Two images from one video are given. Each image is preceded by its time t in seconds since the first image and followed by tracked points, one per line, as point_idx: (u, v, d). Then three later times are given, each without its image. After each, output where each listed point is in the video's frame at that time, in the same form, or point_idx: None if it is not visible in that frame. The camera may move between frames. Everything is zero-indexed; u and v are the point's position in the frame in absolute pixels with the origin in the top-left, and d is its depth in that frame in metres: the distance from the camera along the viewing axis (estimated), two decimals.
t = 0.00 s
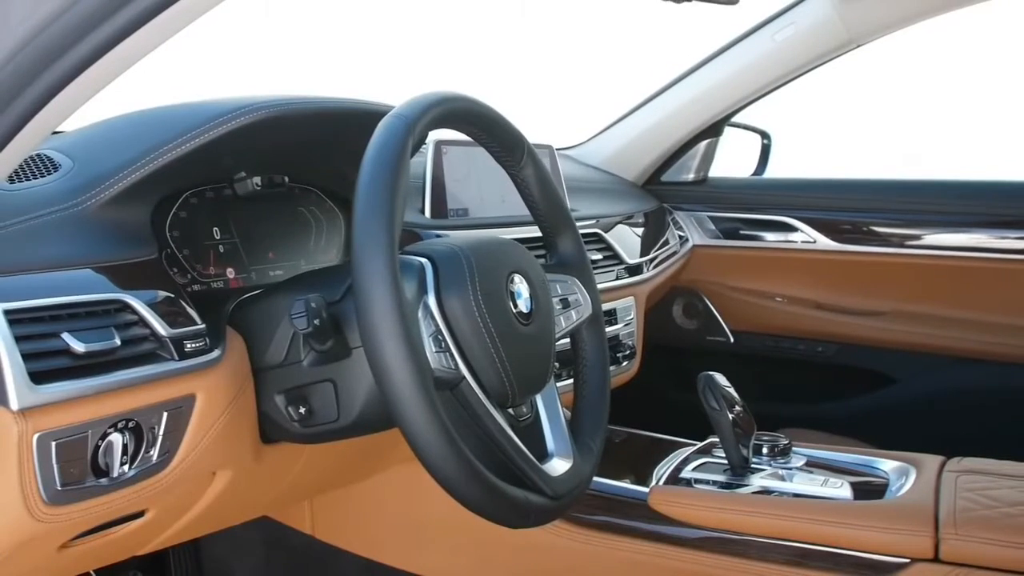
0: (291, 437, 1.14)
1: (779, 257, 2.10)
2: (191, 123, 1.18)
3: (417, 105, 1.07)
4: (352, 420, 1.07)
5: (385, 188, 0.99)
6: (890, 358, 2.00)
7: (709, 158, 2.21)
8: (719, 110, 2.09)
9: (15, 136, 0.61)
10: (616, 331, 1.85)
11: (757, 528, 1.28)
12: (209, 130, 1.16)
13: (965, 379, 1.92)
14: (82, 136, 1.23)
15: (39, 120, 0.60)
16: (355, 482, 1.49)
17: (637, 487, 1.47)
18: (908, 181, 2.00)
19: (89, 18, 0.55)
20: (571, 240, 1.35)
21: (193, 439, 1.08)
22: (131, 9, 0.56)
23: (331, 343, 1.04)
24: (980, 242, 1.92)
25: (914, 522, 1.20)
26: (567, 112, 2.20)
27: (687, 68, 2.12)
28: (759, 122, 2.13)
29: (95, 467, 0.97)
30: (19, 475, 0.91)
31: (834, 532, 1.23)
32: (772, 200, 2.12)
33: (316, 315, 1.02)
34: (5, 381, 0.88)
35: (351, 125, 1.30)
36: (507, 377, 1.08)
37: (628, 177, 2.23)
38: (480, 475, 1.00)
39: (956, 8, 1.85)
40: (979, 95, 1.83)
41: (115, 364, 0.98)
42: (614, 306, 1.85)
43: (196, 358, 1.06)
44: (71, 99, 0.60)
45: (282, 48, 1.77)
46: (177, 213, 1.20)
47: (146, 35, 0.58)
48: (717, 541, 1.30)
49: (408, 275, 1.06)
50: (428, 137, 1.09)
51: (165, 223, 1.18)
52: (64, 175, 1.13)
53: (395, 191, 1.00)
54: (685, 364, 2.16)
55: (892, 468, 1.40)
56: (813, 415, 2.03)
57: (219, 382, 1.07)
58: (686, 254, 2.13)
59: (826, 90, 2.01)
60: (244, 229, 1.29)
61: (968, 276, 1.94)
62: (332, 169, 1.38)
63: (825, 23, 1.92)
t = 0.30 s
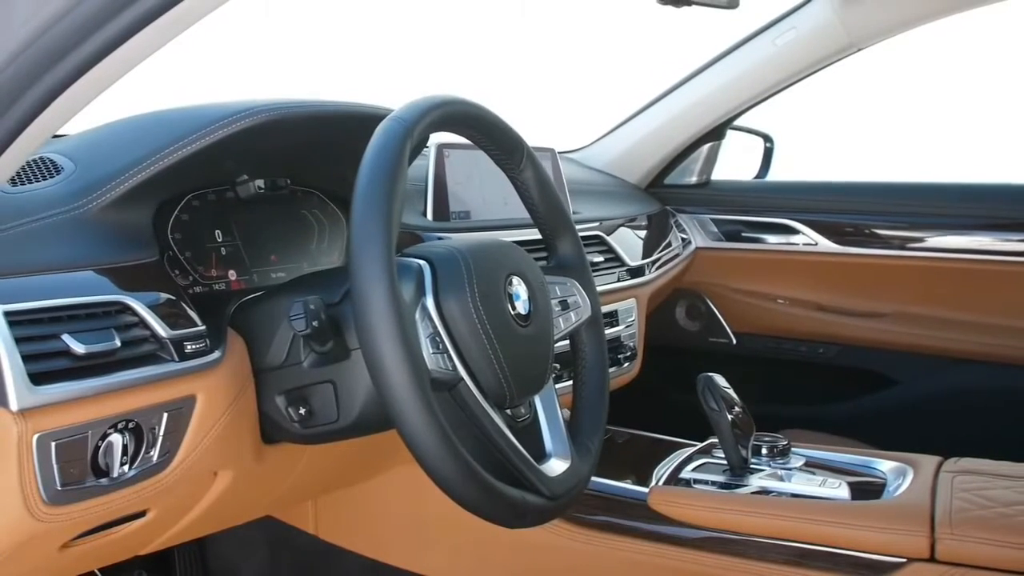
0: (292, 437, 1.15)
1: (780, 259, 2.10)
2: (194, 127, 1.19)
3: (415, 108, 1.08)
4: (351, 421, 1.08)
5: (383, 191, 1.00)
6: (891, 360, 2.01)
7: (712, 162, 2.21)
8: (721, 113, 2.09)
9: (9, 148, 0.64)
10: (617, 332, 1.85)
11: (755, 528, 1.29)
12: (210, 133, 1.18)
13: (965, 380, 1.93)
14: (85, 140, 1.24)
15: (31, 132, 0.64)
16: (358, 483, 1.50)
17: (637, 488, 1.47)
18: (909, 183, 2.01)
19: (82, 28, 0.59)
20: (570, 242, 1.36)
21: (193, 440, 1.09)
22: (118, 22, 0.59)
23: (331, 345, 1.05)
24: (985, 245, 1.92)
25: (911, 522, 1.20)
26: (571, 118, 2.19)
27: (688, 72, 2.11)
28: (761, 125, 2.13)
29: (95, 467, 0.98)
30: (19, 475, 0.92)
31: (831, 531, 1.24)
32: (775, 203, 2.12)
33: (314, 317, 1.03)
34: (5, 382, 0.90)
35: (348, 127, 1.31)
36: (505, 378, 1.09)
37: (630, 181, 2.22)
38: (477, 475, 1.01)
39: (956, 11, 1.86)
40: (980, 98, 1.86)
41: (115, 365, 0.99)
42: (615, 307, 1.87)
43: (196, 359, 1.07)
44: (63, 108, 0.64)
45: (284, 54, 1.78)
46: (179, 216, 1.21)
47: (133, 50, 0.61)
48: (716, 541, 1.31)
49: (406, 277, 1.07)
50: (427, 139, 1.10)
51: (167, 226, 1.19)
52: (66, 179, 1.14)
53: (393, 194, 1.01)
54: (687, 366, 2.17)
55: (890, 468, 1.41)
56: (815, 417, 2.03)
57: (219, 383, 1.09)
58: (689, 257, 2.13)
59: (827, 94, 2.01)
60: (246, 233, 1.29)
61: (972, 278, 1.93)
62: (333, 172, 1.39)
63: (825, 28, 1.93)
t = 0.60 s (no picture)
0: (292, 438, 1.16)
1: (782, 261, 2.11)
2: (197, 129, 1.20)
3: (415, 111, 1.09)
4: (350, 422, 1.09)
5: (381, 193, 1.01)
6: (892, 362, 2.01)
7: (715, 164, 2.21)
8: (724, 117, 2.11)
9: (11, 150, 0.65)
10: (618, 334, 1.86)
11: (753, 528, 1.29)
12: (211, 136, 1.19)
13: (965, 381, 1.93)
14: (90, 143, 1.25)
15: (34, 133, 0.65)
16: (360, 483, 1.51)
17: (637, 488, 1.48)
18: (910, 186, 2.02)
19: (84, 29, 0.60)
20: (570, 245, 1.37)
21: (193, 441, 1.10)
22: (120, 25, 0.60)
23: (331, 346, 1.06)
24: (987, 248, 1.92)
25: (907, 522, 1.20)
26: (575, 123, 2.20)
27: (691, 76, 2.12)
28: (764, 129, 2.14)
29: (95, 468, 0.99)
30: (19, 475, 0.93)
31: (829, 531, 1.24)
32: (777, 206, 2.12)
33: (313, 318, 1.03)
34: (5, 383, 0.91)
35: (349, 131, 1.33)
36: (502, 379, 1.10)
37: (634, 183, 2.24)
38: (473, 475, 1.02)
39: (957, 15, 1.86)
40: (978, 103, 1.86)
41: (115, 366, 1.00)
42: (617, 309, 1.87)
43: (196, 360, 1.08)
44: (64, 111, 0.65)
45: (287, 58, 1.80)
46: (181, 218, 1.22)
47: (134, 51, 0.62)
48: (714, 540, 1.31)
49: (405, 279, 1.07)
50: (427, 142, 1.12)
51: (168, 228, 1.20)
52: (67, 182, 1.16)
53: (391, 197, 1.02)
54: (689, 367, 2.18)
55: (887, 468, 1.41)
56: (816, 418, 2.04)
57: (219, 385, 1.10)
58: (691, 259, 2.14)
59: (828, 97, 2.02)
60: (248, 235, 1.29)
61: (974, 280, 1.94)
62: (335, 175, 1.41)
63: (826, 33, 1.94)
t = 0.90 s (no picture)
0: (293, 439, 1.17)
1: (782, 263, 2.12)
2: (199, 133, 1.21)
3: (413, 115, 1.10)
4: (350, 423, 1.10)
5: (379, 195, 1.02)
6: (892, 363, 2.02)
7: (717, 167, 2.22)
8: (725, 121, 2.11)
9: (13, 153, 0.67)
10: (620, 336, 1.86)
11: (751, 528, 1.30)
12: (213, 140, 1.20)
13: (965, 382, 1.94)
14: (94, 146, 1.27)
15: (36, 137, 0.67)
16: (362, 483, 1.52)
17: (637, 488, 1.49)
18: (912, 189, 2.02)
19: (81, 35, 0.61)
20: (569, 247, 1.38)
21: (193, 442, 1.11)
22: (115, 34, 0.61)
23: (331, 347, 1.06)
24: (990, 250, 1.92)
25: (904, 522, 1.21)
26: (579, 125, 2.21)
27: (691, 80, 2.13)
28: (766, 132, 2.15)
29: (96, 468, 1.00)
30: (20, 475, 0.94)
31: (827, 531, 1.25)
32: (779, 208, 2.13)
33: (312, 320, 1.04)
34: (5, 384, 0.92)
35: (350, 135, 1.34)
36: (500, 380, 1.10)
37: (636, 187, 2.26)
38: (469, 474, 1.03)
39: (958, 20, 1.86)
40: (978, 102, 1.87)
41: (116, 367, 1.01)
42: (618, 311, 1.87)
43: (197, 361, 1.09)
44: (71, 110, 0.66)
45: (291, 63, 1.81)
46: (183, 221, 1.24)
47: (131, 58, 0.63)
48: (712, 540, 1.32)
49: (404, 281, 1.08)
50: (426, 145, 1.13)
51: (170, 231, 1.21)
52: (69, 186, 1.17)
53: (389, 199, 1.03)
54: (691, 369, 2.18)
55: (885, 469, 1.42)
56: (818, 419, 2.05)
57: (219, 386, 1.11)
58: (694, 262, 2.14)
59: (830, 100, 2.03)
60: (249, 237, 1.31)
61: (975, 283, 1.94)
62: (336, 177, 1.42)
63: (826, 36, 1.95)
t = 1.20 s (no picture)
0: (294, 439, 1.19)
1: (783, 266, 2.12)
2: (201, 136, 1.23)
3: (412, 119, 1.11)
4: (350, 424, 1.11)
5: (378, 198, 1.03)
6: (892, 364, 2.02)
7: (719, 170, 2.24)
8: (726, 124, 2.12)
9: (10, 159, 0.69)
10: (621, 337, 1.87)
11: (749, 528, 1.31)
12: (215, 143, 1.21)
13: (965, 384, 1.94)
14: (97, 150, 1.28)
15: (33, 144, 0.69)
16: (364, 483, 1.53)
17: (637, 489, 1.50)
18: (913, 192, 2.03)
19: (74, 45, 0.62)
20: (569, 249, 1.39)
21: (194, 443, 1.12)
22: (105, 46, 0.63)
23: (331, 349, 1.07)
24: (991, 253, 1.93)
25: (900, 522, 1.22)
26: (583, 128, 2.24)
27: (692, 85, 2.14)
28: (767, 135, 2.16)
29: (97, 468, 1.02)
30: (20, 475, 0.95)
31: (825, 532, 1.26)
32: (781, 211, 2.14)
33: (311, 322, 1.04)
34: (6, 385, 0.93)
35: (351, 139, 1.35)
36: (499, 381, 1.11)
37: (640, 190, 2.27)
38: (467, 474, 1.03)
39: (958, 24, 1.87)
40: (979, 103, 1.88)
41: (117, 368, 1.02)
42: (618, 313, 1.87)
43: (197, 363, 1.10)
44: (80, 107, 0.67)
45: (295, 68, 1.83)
46: (186, 224, 1.25)
47: (122, 68, 0.65)
48: (711, 540, 1.33)
49: (403, 284, 1.09)
50: (426, 148, 1.14)
51: (173, 233, 1.23)
52: (73, 189, 1.19)
53: (388, 202, 1.04)
54: (692, 370, 2.19)
55: (883, 469, 1.42)
56: (819, 420, 2.05)
57: (220, 387, 1.12)
58: (696, 264, 2.15)
59: (831, 104, 2.04)
60: (251, 239, 1.32)
61: (976, 285, 1.94)
62: (338, 180, 1.43)
63: (826, 41, 1.94)
